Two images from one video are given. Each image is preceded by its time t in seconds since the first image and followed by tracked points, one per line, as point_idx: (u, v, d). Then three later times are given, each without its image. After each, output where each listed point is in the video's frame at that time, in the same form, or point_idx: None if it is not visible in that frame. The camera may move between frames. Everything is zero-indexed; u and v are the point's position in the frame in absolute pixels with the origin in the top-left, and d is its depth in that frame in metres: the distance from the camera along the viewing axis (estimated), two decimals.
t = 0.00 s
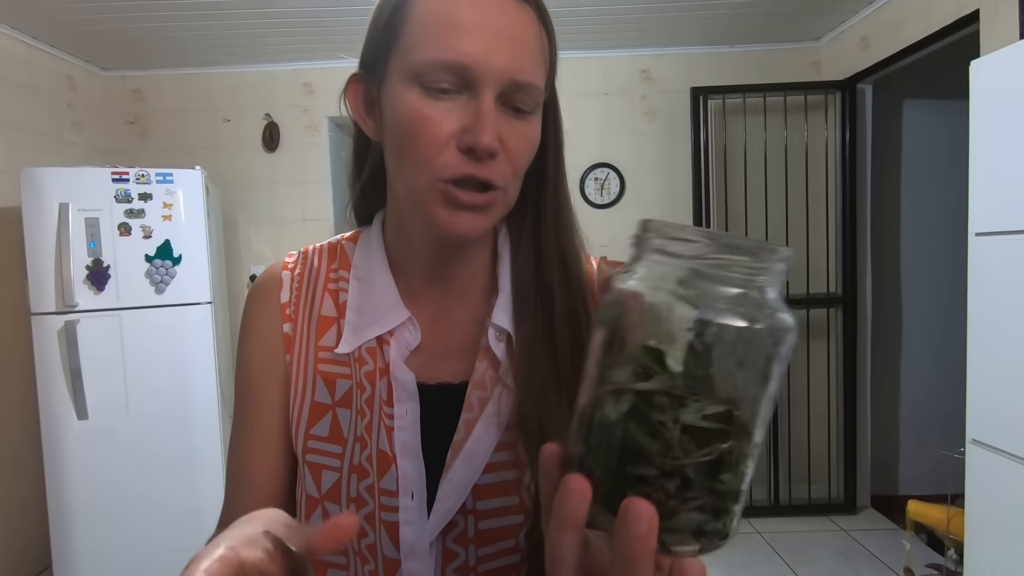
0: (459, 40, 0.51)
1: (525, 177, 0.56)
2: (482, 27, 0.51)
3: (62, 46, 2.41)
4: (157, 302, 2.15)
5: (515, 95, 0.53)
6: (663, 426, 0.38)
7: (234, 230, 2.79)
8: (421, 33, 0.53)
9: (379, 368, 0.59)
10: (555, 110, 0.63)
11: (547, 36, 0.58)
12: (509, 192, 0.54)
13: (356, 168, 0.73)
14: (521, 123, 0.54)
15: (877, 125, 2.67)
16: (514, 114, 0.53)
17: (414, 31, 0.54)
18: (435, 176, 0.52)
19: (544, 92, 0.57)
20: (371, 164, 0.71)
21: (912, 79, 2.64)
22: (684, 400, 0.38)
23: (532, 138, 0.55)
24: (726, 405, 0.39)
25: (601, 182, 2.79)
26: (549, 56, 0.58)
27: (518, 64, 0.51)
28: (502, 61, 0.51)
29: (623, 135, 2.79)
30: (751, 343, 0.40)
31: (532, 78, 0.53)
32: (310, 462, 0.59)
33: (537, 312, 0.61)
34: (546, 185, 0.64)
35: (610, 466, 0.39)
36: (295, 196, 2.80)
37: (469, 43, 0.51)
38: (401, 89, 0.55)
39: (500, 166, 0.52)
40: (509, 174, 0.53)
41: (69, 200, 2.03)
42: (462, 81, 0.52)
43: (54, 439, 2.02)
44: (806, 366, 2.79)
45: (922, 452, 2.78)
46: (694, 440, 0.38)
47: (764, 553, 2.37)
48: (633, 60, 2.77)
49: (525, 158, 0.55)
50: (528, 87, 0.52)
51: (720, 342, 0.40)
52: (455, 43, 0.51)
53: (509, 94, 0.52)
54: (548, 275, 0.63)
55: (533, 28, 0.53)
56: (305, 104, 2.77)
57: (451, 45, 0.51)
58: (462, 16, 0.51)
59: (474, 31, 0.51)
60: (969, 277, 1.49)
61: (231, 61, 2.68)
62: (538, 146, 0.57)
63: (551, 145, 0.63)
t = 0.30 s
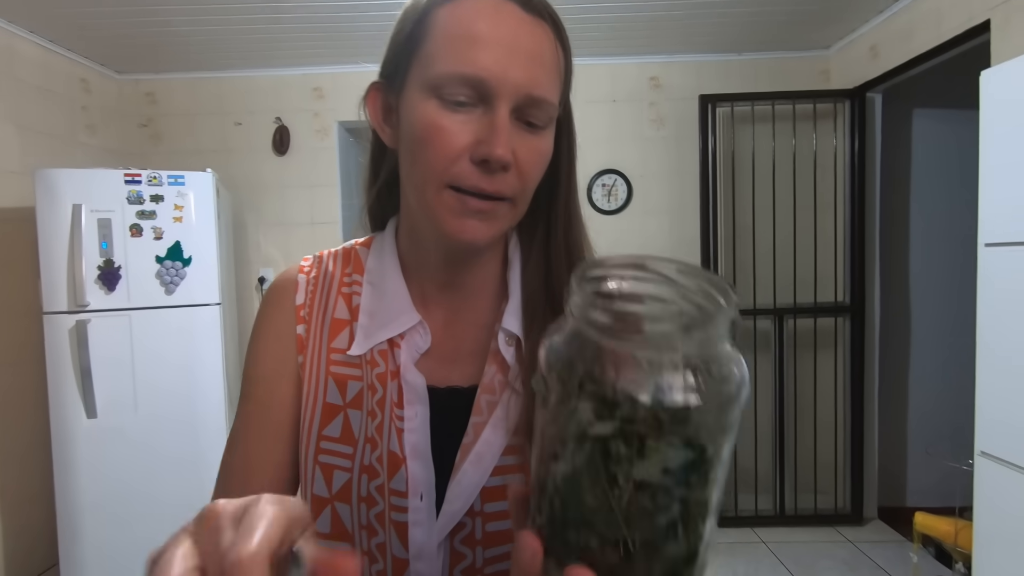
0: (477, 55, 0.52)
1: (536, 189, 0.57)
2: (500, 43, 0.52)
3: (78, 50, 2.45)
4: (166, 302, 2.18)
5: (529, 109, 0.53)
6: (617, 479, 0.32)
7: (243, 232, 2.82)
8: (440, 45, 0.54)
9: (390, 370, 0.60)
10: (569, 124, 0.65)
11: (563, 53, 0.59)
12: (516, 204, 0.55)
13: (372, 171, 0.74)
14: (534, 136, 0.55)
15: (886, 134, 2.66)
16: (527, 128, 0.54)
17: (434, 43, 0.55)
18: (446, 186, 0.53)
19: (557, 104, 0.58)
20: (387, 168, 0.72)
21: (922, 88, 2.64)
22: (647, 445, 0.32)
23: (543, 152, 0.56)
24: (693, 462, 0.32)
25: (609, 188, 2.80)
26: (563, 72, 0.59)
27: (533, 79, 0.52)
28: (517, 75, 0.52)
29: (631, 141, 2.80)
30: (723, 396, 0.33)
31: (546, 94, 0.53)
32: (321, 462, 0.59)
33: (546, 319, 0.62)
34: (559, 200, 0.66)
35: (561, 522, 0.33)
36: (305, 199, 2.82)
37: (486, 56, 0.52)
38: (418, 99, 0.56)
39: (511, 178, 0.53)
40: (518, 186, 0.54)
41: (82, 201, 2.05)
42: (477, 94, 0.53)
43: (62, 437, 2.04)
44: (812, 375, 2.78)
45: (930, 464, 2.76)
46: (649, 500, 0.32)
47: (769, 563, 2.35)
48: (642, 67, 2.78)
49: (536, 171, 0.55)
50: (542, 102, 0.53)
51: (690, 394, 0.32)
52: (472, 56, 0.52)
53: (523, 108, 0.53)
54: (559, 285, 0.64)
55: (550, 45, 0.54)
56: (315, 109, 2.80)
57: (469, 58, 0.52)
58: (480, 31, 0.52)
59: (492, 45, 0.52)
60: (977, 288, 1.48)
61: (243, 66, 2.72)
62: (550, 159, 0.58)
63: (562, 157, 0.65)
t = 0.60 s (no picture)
0: (499, 56, 0.53)
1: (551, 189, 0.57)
2: (521, 46, 0.52)
3: (93, 49, 2.48)
4: (176, 299, 2.20)
5: (546, 111, 0.54)
6: (652, 525, 0.31)
7: (253, 231, 2.84)
8: (462, 46, 0.55)
9: (402, 364, 0.61)
10: (584, 127, 0.65)
11: (582, 58, 0.59)
12: (533, 202, 0.55)
13: (390, 171, 0.75)
14: (551, 137, 0.55)
15: (897, 139, 2.65)
16: (545, 128, 0.55)
17: (457, 44, 0.56)
18: (466, 183, 0.53)
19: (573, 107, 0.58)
20: (404, 169, 0.73)
21: (933, 93, 2.62)
22: (682, 487, 0.30)
23: (560, 154, 0.56)
24: (732, 508, 0.30)
25: (617, 191, 2.80)
26: (580, 77, 0.59)
27: (552, 81, 0.53)
28: (537, 76, 0.52)
29: (640, 144, 2.80)
30: (776, 449, 0.31)
31: (564, 96, 0.54)
32: (332, 453, 0.60)
33: (558, 318, 0.62)
34: (573, 201, 0.66)
35: (597, 561, 0.32)
36: (314, 199, 2.84)
37: (508, 59, 0.52)
38: (438, 98, 0.56)
39: (529, 176, 0.53)
40: (535, 186, 0.54)
41: (95, 198, 2.07)
42: (498, 94, 0.54)
43: (71, 431, 2.06)
44: (820, 381, 2.77)
45: (938, 471, 2.74)
46: (685, 545, 0.30)
47: (774, 569, 2.33)
48: (652, 70, 2.78)
49: (552, 171, 0.56)
50: (559, 104, 0.54)
51: (747, 447, 0.30)
52: (494, 58, 0.53)
53: (541, 110, 0.54)
54: (572, 284, 0.65)
55: (568, 49, 0.55)
56: (325, 109, 2.82)
57: (491, 60, 0.53)
58: (502, 34, 0.53)
59: (513, 47, 0.52)
60: (988, 295, 1.47)
61: (255, 66, 2.74)
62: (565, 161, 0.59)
63: (577, 160, 0.66)
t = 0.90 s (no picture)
0: (502, 53, 0.54)
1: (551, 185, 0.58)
2: (523, 43, 0.53)
3: (103, 46, 2.50)
4: (181, 295, 2.21)
5: (547, 107, 0.55)
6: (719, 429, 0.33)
7: (258, 228, 2.85)
8: (465, 44, 0.56)
9: (404, 361, 0.61)
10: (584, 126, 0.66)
11: (581, 57, 0.60)
12: (534, 197, 0.56)
13: (394, 167, 0.75)
14: (551, 133, 0.56)
15: (903, 144, 2.64)
16: (546, 124, 0.56)
17: (460, 42, 0.56)
18: (470, 176, 0.54)
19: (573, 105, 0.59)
20: (408, 166, 0.74)
21: (940, 99, 2.62)
22: (732, 402, 0.33)
23: (560, 149, 0.57)
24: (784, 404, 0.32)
25: (621, 193, 2.80)
26: (580, 76, 0.61)
27: (553, 77, 0.54)
28: (538, 74, 0.53)
29: (644, 146, 2.80)
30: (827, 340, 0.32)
31: (564, 92, 0.55)
32: (334, 449, 0.61)
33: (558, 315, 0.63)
34: (573, 197, 0.67)
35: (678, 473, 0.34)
36: (319, 197, 2.85)
37: (511, 56, 0.53)
38: (441, 95, 0.57)
39: (530, 171, 0.54)
40: (537, 180, 0.55)
41: (103, 193, 2.09)
42: (500, 89, 0.54)
43: (76, 425, 2.08)
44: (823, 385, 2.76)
45: (941, 478, 2.73)
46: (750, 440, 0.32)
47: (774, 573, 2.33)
48: (658, 72, 2.79)
49: (553, 166, 0.57)
50: (560, 100, 0.55)
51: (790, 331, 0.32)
52: (497, 55, 0.54)
53: (542, 105, 0.55)
54: (572, 280, 0.65)
55: (568, 48, 0.56)
56: (332, 108, 2.83)
57: (494, 56, 0.54)
58: (504, 31, 0.54)
59: (515, 44, 0.53)
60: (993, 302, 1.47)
61: (262, 64, 2.76)
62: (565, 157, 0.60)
63: (577, 158, 0.66)
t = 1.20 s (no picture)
0: (490, 67, 0.55)
1: (544, 193, 0.59)
2: (511, 57, 0.55)
3: (110, 50, 2.52)
4: (185, 298, 2.23)
5: (536, 116, 0.56)
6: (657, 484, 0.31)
7: (262, 231, 2.87)
8: (456, 58, 0.57)
9: (405, 366, 0.62)
10: (579, 132, 0.66)
11: (572, 67, 0.61)
12: (526, 204, 0.56)
13: (396, 175, 0.76)
14: (542, 141, 0.57)
15: (906, 150, 2.64)
16: (536, 133, 0.56)
17: (451, 56, 0.58)
18: (460, 186, 0.55)
19: (566, 114, 0.60)
20: (410, 173, 0.75)
21: (943, 105, 2.62)
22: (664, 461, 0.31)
23: (552, 158, 0.58)
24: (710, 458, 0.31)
25: (624, 198, 2.81)
26: (573, 85, 0.61)
27: (541, 88, 0.55)
28: (527, 86, 0.54)
29: (647, 151, 2.81)
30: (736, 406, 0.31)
31: (553, 102, 0.56)
32: (337, 452, 0.61)
33: (558, 321, 0.64)
34: (571, 203, 0.68)
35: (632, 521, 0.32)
36: (323, 200, 2.87)
37: (499, 69, 0.54)
38: (434, 109, 0.58)
39: (520, 179, 0.55)
40: (527, 188, 0.56)
41: (109, 196, 2.11)
42: (489, 101, 0.55)
43: (81, 426, 2.09)
44: (825, 391, 2.76)
45: (943, 484, 2.72)
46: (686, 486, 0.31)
47: None
48: (661, 77, 2.80)
49: (545, 175, 0.57)
50: (549, 110, 0.56)
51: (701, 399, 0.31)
52: (486, 68, 0.55)
53: (532, 115, 0.56)
54: (571, 287, 0.66)
55: (558, 59, 0.57)
56: (336, 112, 2.85)
57: (482, 69, 0.55)
58: (493, 46, 0.55)
59: (503, 58, 0.55)
60: (995, 309, 1.47)
61: (267, 69, 2.77)
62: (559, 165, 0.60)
63: (573, 164, 0.67)
